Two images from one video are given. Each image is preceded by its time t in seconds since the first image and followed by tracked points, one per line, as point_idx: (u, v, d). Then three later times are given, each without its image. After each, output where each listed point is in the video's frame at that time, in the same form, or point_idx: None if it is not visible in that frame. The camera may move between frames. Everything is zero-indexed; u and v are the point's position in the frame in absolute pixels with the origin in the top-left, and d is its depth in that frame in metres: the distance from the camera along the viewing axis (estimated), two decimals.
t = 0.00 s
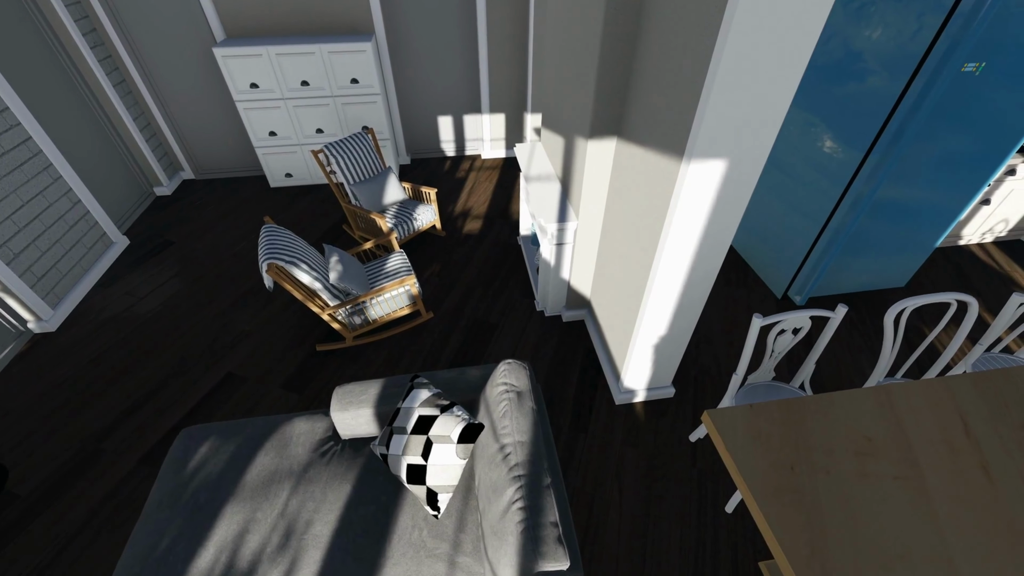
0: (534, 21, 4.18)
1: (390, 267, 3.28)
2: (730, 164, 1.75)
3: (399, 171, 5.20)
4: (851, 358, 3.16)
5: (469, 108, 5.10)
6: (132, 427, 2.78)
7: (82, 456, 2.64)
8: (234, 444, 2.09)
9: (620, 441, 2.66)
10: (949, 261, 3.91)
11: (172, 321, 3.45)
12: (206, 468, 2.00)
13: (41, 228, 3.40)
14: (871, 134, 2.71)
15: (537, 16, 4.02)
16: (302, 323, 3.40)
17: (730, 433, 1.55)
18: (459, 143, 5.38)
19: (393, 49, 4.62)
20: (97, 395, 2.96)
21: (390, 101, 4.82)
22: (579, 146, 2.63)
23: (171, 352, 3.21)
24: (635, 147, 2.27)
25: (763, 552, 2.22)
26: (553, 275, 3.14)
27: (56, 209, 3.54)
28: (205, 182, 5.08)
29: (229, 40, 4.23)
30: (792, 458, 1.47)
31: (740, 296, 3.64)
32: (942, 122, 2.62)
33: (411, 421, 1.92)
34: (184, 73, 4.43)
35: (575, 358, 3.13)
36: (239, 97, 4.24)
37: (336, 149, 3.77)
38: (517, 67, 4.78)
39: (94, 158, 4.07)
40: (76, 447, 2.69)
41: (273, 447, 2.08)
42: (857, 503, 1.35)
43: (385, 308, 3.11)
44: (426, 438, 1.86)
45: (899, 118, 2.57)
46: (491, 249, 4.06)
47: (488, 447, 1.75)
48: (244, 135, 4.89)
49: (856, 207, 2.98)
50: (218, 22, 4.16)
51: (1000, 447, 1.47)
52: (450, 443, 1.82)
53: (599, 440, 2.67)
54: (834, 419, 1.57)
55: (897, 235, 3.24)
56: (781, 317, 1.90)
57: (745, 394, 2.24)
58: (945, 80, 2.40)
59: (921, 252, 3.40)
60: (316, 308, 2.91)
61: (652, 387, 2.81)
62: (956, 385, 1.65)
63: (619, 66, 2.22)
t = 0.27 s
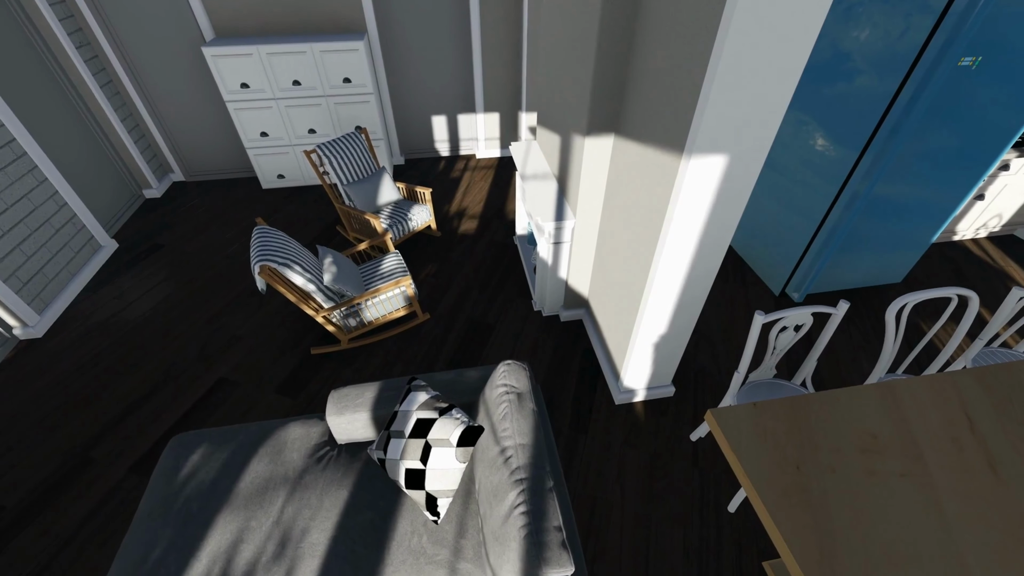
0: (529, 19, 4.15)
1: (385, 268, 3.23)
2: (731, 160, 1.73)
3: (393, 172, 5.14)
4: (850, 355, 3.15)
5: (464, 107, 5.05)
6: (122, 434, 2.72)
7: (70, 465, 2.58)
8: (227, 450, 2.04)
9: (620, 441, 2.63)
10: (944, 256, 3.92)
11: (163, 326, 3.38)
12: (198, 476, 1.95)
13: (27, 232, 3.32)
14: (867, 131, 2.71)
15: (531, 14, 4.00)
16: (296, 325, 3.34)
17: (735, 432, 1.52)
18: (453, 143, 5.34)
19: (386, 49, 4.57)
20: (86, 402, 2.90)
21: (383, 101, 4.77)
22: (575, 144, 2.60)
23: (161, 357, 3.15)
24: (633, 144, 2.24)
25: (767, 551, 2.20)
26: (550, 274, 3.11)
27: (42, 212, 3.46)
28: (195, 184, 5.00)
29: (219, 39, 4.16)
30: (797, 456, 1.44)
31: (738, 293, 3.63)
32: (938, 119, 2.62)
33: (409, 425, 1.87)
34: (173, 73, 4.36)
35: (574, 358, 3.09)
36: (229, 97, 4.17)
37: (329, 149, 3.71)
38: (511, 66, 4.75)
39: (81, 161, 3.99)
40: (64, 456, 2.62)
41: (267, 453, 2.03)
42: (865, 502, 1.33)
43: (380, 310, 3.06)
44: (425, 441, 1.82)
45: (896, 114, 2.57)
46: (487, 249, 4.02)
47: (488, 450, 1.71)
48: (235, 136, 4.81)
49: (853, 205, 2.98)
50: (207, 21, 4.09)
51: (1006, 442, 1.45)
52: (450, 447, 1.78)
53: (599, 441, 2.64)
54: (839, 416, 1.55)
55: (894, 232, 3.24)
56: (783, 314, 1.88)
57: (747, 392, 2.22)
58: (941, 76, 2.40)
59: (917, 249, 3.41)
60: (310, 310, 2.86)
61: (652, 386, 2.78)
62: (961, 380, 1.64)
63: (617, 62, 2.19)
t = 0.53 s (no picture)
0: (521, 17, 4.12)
1: (379, 270, 3.18)
2: (731, 157, 1.70)
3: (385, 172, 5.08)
4: (849, 351, 3.14)
5: (457, 107, 5.01)
6: (110, 444, 2.63)
7: (55, 477, 2.49)
8: (219, 459, 1.97)
9: (621, 442, 2.59)
10: (938, 251, 3.93)
11: (151, 332, 3.29)
12: (189, 487, 1.88)
13: (7, 237, 3.22)
14: (862, 128, 2.70)
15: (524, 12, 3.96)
16: (289, 329, 3.27)
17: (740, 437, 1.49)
18: (446, 143, 5.29)
19: (377, 47, 4.51)
20: (72, 411, 2.81)
21: (375, 101, 4.70)
22: (572, 141, 2.56)
23: (150, 364, 3.06)
24: (631, 140, 2.20)
25: (772, 551, 2.17)
26: (547, 273, 3.07)
27: (24, 217, 3.36)
28: (183, 187, 4.90)
29: (206, 39, 4.08)
30: (805, 454, 1.41)
31: (735, 290, 3.61)
32: (932, 115, 2.61)
33: (407, 429, 1.82)
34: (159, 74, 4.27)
35: (573, 359, 3.05)
36: (217, 97, 4.09)
37: (320, 149, 3.65)
38: (504, 64, 4.71)
39: (64, 163, 3.88)
40: (49, 468, 2.53)
41: (260, 461, 1.97)
42: (874, 500, 1.30)
43: (375, 312, 3.00)
44: (424, 446, 1.77)
45: (891, 112, 2.55)
46: (482, 249, 3.97)
47: (489, 455, 1.66)
48: (224, 137, 4.73)
49: (848, 203, 2.97)
50: (193, 21, 4.01)
51: (1012, 435, 1.44)
52: (450, 452, 1.73)
53: (600, 442, 2.60)
54: (845, 411, 1.53)
55: (889, 229, 3.24)
56: (786, 310, 1.86)
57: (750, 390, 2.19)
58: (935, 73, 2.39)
59: (912, 245, 3.41)
60: (303, 314, 2.80)
61: (652, 386, 2.75)
62: (965, 373, 1.63)
63: (613, 57, 2.15)
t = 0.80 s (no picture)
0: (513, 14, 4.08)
1: (373, 272, 3.10)
2: (732, 152, 1.67)
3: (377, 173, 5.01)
4: (848, 346, 3.13)
5: (449, 106, 4.96)
6: (94, 456, 2.54)
7: (37, 492, 2.39)
8: (209, 471, 1.89)
9: (623, 443, 2.55)
10: (932, 245, 3.95)
11: (137, 339, 3.19)
12: (177, 501, 1.80)
13: None
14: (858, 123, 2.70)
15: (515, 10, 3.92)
16: (281, 334, 3.19)
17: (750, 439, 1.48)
18: (438, 143, 5.23)
19: (367, 47, 4.44)
20: (54, 423, 2.70)
21: (365, 101, 4.63)
22: (569, 137, 2.52)
23: (136, 373, 2.97)
24: (629, 135, 2.16)
25: (779, 551, 2.13)
26: (545, 273, 3.03)
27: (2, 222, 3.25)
28: (169, 190, 4.79)
29: (191, 38, 3.99)
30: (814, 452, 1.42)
31: (733, 287, 3.59)
32: (927, 111, 2.61)
33: (405, 436, 1.76)
34: (143, 75, 4.17)
35: (572, 359, 3.01)
36: (203, 98, 4.00)
37: (310, 149, 3.57)
38: (496, 63, 4.66)
39: (44, 167, 3.77)
40: (30, 482, 2.43)
41: (252, 472, 1.89)
42: (886, 497, 1.31)
43: (369, 315, 2.93)
44: (424, 452, 1.71)
45: (886, 107, 2.55)
46: (477, 250, 3.92)
47: (492, 461, 1.60)
48: (210, 139, 4.62)
49: (844, 200, 2.98)
50: (177, 19, 3.92)
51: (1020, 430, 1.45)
52: (451, 458, 1.66)
53: (601, 443, 2.55)
54: (852, 408, 1.54)
55: (885, 225, 3.24)
56: (790, 306, 1.83)
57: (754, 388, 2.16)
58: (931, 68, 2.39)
59: (907, 241, 3.42)
60: (295, 318, 2.72)
61: (653, 385, 2.71)
62: (972, 369, 1.64)
63: (610, 50, 2.12)
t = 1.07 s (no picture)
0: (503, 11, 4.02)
1: (365, 275, 3.02)
2: (737, 144, 1.63)
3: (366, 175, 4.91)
4: (847, 340, 3.11)
5: (438, 106, 4.88)
6: (75, 473, 2.42)
7: (14, 514, 2.27)
8: (197, 487, 1.79)
9: (627, 444, 2.49)
10: (924, 238, 3.97)
11: (119, 350, 3.07)
12: (163, 521, 1.69)
13: None
14: (853, 118, 2.69)
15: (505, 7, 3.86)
16: (270, 341, 3.08)
17: (762, 439, 1.53)
18: (428, 144, 5.15)
19: (354, 46, 4.35)
20: (32, 440, 2.57)
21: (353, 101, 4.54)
22: (565, 133, 2.47)
23: (119, 385, 2.84)
24: (628, 129, 2.11)
25: (789, 551, 2.09)
26: (542, 273, 2.97)
27: None
28: (151, 195, 4.64)
29: (171, 37, 3.87)
30: (832, 448, 1.50)
31: (730, 283, 3.56)
32: (920, 105, 2.62)
33: (405, 444, 1.68)
34: (121, 76, 4.03)
35: (571, 360, 2.95)
36: (184, 99, 3.88)
37: (297, 150, 3.47)
38: (485, 61, 4.60)
39: (17, 172, 3.62)
40: (6, 503, 2.30)
41: (243, 486, 1.80)
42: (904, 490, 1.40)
43: (362, 320, 2.85)
44: (425, 461, 1.63)
45: (881, 100, 2.55)
46: (471, 251, 3.84)
47: (496, 467, 1.54)
48: (193, 142, 4.49)
49: (840, 195, 2.98)
50: (156, 18, 3.79)
51: None
52: (453, 466, 1.60)
53: (604, 445, 2.50)
54: (866, 404, 1.63)
55: (880, 220, 3.25)
56: (797, 300, 1.79)
57: (761, 385, 2.11)
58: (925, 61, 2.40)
59: (901, 234, 3.43)
60: (285, 324, 2.63)
61: (654, 384, 2.66)
62: (978, 362, 1.74)
63: (608, 42, 2.06)
